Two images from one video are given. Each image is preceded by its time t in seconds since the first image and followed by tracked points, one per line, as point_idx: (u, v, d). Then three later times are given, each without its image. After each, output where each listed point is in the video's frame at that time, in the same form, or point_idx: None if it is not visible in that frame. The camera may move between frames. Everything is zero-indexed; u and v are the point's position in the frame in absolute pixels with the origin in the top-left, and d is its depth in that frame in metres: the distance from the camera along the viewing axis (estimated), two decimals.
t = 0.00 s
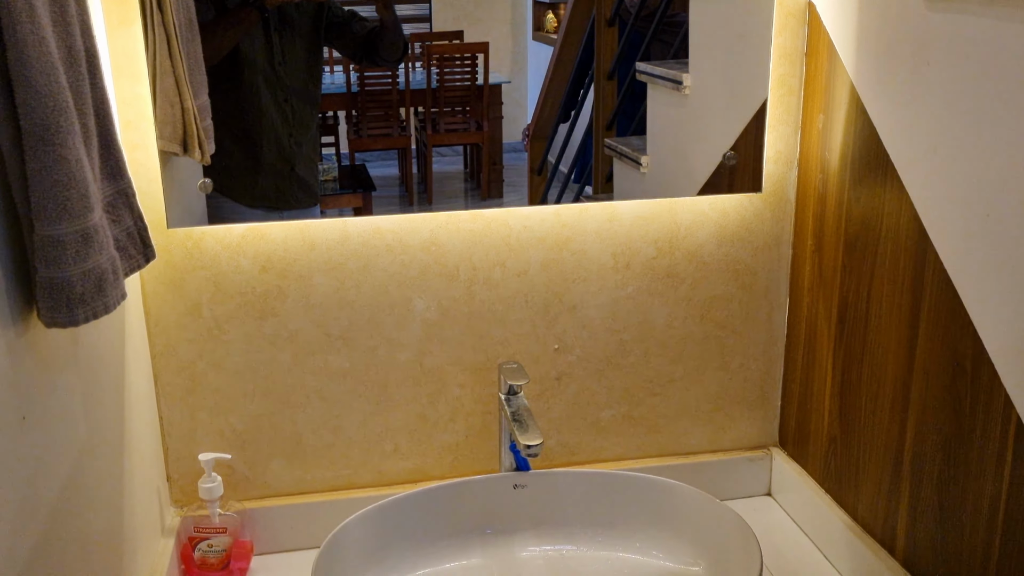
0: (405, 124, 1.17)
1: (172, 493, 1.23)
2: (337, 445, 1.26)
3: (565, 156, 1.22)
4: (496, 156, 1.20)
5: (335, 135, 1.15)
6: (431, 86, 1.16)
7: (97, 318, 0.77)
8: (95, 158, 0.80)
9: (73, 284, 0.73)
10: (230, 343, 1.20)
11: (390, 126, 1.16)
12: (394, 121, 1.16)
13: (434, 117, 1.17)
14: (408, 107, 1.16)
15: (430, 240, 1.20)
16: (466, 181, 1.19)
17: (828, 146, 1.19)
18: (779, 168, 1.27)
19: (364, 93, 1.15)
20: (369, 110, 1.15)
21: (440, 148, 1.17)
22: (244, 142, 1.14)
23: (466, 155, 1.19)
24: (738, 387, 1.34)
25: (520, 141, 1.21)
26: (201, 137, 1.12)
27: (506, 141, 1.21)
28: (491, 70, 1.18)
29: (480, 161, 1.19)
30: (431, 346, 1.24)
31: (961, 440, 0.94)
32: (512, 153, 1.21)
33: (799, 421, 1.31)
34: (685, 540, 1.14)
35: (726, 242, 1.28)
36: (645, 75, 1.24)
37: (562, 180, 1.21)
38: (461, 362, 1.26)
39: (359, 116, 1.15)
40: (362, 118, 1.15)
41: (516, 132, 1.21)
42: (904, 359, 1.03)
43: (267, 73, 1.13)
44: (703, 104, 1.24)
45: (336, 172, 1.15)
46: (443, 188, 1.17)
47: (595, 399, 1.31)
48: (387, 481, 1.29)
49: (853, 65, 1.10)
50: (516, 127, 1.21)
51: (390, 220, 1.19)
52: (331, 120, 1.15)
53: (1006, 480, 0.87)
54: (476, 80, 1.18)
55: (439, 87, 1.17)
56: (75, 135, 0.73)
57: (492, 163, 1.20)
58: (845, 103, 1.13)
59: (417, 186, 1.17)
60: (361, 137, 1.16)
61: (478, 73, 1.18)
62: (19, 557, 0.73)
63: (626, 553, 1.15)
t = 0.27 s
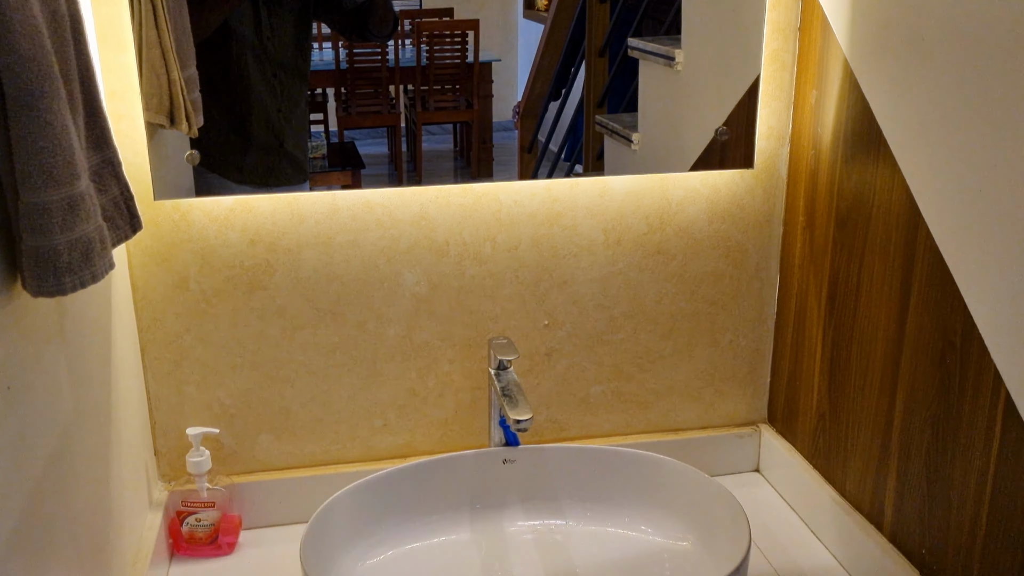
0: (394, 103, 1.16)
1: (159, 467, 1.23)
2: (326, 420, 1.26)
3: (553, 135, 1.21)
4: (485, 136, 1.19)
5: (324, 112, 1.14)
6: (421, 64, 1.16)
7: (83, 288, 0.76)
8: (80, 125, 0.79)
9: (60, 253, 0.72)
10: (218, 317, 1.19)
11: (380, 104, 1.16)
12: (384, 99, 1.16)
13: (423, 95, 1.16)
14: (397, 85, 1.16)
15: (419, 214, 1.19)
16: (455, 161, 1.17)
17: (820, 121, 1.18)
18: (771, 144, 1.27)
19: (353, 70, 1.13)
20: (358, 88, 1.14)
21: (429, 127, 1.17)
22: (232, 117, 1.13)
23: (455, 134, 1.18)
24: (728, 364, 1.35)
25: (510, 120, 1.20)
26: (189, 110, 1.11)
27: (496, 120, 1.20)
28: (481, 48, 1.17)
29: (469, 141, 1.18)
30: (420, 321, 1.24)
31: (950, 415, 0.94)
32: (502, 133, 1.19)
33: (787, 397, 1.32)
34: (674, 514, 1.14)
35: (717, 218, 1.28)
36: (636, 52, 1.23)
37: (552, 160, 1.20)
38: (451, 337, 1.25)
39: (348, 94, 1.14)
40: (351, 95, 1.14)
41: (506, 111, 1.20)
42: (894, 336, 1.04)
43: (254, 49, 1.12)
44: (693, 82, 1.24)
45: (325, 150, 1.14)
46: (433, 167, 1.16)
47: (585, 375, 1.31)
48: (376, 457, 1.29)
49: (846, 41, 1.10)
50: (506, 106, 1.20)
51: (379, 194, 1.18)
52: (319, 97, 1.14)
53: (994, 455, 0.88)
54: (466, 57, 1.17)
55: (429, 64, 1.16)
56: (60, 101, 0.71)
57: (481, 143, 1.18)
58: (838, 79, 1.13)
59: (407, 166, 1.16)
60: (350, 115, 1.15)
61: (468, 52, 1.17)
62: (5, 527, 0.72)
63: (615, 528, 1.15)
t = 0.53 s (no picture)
0: (393, 68, 1.15)
1: (157, 428, 1.23)
2: (324, 382, 1.25)
3: (554, 102, 1.19)
4: (485, 103, 1.17)
5: (322, 77, 1.13)
6: (420, 29, 1.14)
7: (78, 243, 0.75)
8: (74, 77, 0.77)
9: (54, 207, 0.71)
10: (215, 277, 1.18)
11: (378, 69, 1.14)
12: (383, 64, 1.14)
13: (422, 61, 1.15)
14: (396, 50, 1.15)
15: (419, 175, 1.18)
16: (454, 128, 1.16)
17: (825, 84, 1.17)
18: (775, 107, 1.25)
19: (351, 35, 1.12)
20: (356, 52, 1.13)
21: (428, 93, 1.16)
22: (230, 79, 1.12)
23: (455, 100, 1.17)
24: (728, 329, 1.34)
25: (511, 88, 1.18)
26: (185, 69, 1.09)
27: (496, 87, 1.18)
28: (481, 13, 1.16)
29: (469, 108, 1.16)
30: (419, 283, 1.23)
31: (951, 380, 0.94)
32: (502, 100, 1.17)
33: (787, 362, 1.31)
34: (671, 478, 1.14)
35: (719, 182, 1.27)
36: (640, 15, 1.21)
37: (552, 127, 1.19)
38: (450, 300, 1.25)
39: (347, 58, 1.13)
40: (349, 60, 1.13)
41: (506, 77, 1.18)
42: (896, 300, 1.03)
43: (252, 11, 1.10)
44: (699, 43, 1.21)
45: (323, 115, 1.13)
46: (432, 134, 1.15)
47: (584, 339, 1.31)
48: (374, 419, 1.29)
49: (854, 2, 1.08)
50: (506, 73, 1.18)
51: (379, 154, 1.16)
52: (318, 62, 1.13)
53: (995, 419, 0.88)
54: (466, 22, 1.15)
55: (429, 29, 1.14)
56: (52, 50, 0.70)
57: (481, 109, 1.17)
58: (844, 41, 1.11)
59: (405, 129, 1.14)
60: (349, 80, 1.14)
61: (468, 17, 1.15)
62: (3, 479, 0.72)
63: (613, 491, 1.16)
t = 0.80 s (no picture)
0: (394, 24, 1.13)
1: (157, 378, 1.22)
2: (324, 335, 1.25)
3: (557, 60, 1.16)
4: (488, 60, 1.14)
5: (324, 33, 1.11)
6: None
7: (73, 186, 0.74)
8: (66, 17, 0.76)
9: (47, 148, 0.70)
10: (214, 227, 1.17)
11: (380, 25, 1.12)
12: (384, 20, 1.12)
13: (425, 17, 1.13)
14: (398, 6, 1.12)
15: (420, 126, 1.16)
16: (456, 87, 1.14)
17: (835, 37, 1.14)
18: (783, 61, 1.23)
19: None
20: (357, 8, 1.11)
21: (430, 49, 1.13)
22: (229, 31, 1.09)
23: (457, 57, 1.14)
24: (730, 286, 1.33)
25: (514, 46, 1.15)
26: (183, 19, 1.07)
27: (499, 44, 1.15)
28: None
29: (471, 64, 1.14)
30: (420, 236, 1.22)
31: (955, 336, 0.93)
32: (505, 58, 1.15)
33: (789, 320, 1.31)
34: (671, 433, 1.14)
35: (725, 137, 1.25)
36: None
37: (555, 87, 1.17)
38: (451, 253, 1.24)
39: (348, 14, 1.11)
40: (350, 16, 1.11)
41: (510, 35, 1.15)
42: (901, 256, 1.02)
43: None
44: None
45: (323, 71, 1.11)
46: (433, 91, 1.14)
47: (585, 295, 1.30)
48: (374, 371, 1.29)
49: None
50: (509, 29, 1.16)
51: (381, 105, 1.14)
52: (319, 17, 1.11)
53: (998, 376, 0.87)
54: None
55: None
56: None
57: (483, 67, 1.14)
58: None
59: (405, 77, 1.13)
60: (349, 35, 1.12)
61: None
62: (4, 420, 0.71)
63: (613, 445, 1.16)
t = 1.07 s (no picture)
0: None
1: (156, 331, 1.22)
2: (324, 289, 1.24)
3: (562, 19, 1.13)
4: (491, 19, 1.11)
5: None
6: None
7: (67, 131, 0.73)
8: None
9: (40, 91, 0.68)
10: (213, 179, 1.15)
11: None
12: None
13: None
14: None
15: (422, 79, 1.14)
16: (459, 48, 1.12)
17: None
18: (792, 16, 1.21)
19: None
20: None
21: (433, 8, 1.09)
22: None
23: (460, 16, 1.10)
24: (733, 245, 1.32)
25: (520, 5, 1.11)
26: None
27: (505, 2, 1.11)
28: None
29: (475, 22, 1.11)
30: (420, 191, 1.21)
31: (960, 296, 0.92)
32: (509, 17, 1.12)
33: (792, 280, 1.30)
34: (671, 391, 1.14)
35: (731, 94, 1.23)
36: None
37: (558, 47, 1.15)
38: (452, 209, 1.23)
39: None
40: None
41: None
42: (907, 215, 1.01)
43: None
44: None
45: (325, 28, 1.08)
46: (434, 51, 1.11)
47: (587, 252, 1.29)
48: (374, 327, 1.29)
49: None
50: None
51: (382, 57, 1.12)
52: None
53: (1002, 336, 0.86)
54: None
55: None
56: None
57: (486, 27, 1.11)
58: None
59: (407, 30, 1.10)
60: None
61: None
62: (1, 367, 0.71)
63: (612, 403, 1.15)
